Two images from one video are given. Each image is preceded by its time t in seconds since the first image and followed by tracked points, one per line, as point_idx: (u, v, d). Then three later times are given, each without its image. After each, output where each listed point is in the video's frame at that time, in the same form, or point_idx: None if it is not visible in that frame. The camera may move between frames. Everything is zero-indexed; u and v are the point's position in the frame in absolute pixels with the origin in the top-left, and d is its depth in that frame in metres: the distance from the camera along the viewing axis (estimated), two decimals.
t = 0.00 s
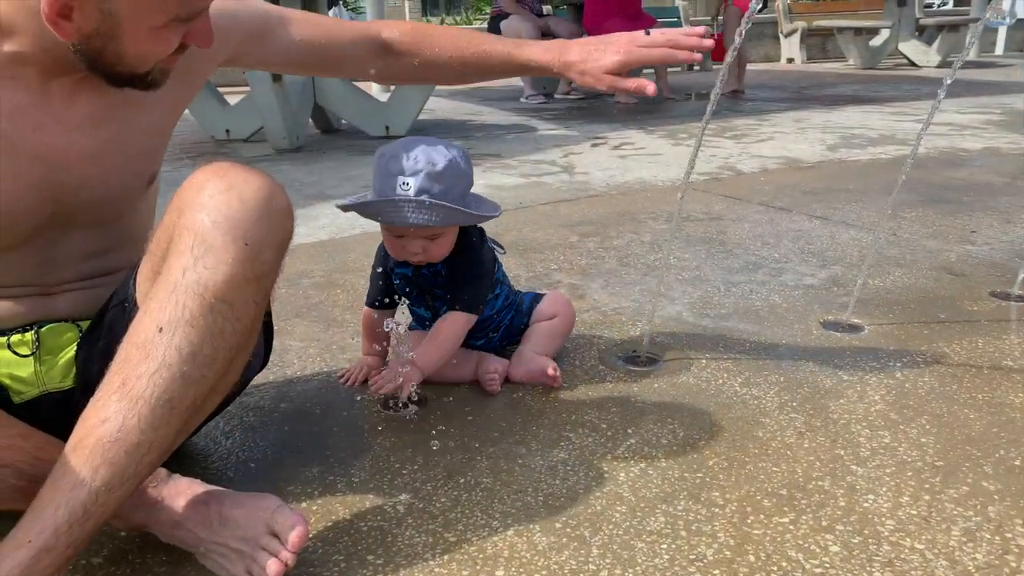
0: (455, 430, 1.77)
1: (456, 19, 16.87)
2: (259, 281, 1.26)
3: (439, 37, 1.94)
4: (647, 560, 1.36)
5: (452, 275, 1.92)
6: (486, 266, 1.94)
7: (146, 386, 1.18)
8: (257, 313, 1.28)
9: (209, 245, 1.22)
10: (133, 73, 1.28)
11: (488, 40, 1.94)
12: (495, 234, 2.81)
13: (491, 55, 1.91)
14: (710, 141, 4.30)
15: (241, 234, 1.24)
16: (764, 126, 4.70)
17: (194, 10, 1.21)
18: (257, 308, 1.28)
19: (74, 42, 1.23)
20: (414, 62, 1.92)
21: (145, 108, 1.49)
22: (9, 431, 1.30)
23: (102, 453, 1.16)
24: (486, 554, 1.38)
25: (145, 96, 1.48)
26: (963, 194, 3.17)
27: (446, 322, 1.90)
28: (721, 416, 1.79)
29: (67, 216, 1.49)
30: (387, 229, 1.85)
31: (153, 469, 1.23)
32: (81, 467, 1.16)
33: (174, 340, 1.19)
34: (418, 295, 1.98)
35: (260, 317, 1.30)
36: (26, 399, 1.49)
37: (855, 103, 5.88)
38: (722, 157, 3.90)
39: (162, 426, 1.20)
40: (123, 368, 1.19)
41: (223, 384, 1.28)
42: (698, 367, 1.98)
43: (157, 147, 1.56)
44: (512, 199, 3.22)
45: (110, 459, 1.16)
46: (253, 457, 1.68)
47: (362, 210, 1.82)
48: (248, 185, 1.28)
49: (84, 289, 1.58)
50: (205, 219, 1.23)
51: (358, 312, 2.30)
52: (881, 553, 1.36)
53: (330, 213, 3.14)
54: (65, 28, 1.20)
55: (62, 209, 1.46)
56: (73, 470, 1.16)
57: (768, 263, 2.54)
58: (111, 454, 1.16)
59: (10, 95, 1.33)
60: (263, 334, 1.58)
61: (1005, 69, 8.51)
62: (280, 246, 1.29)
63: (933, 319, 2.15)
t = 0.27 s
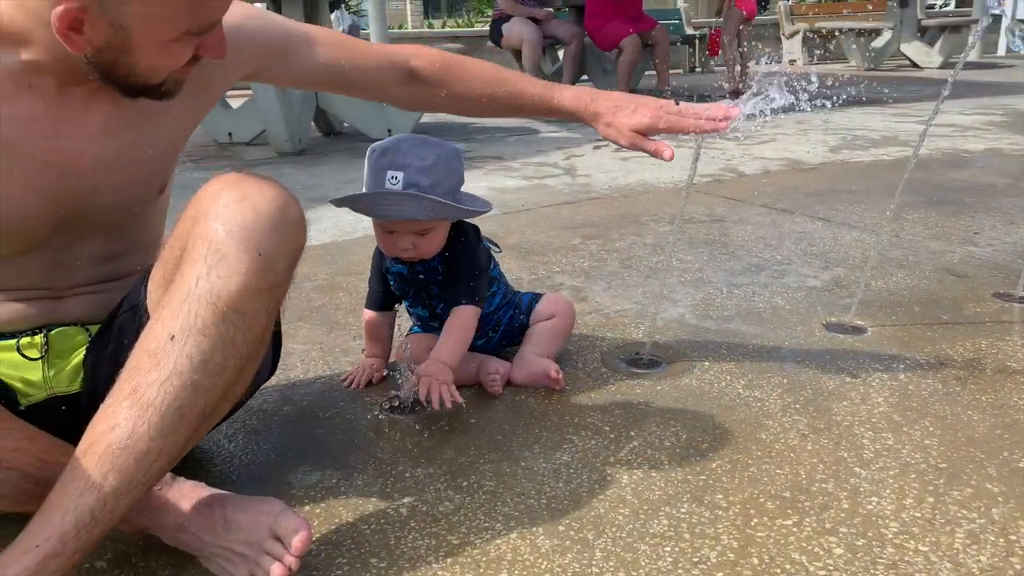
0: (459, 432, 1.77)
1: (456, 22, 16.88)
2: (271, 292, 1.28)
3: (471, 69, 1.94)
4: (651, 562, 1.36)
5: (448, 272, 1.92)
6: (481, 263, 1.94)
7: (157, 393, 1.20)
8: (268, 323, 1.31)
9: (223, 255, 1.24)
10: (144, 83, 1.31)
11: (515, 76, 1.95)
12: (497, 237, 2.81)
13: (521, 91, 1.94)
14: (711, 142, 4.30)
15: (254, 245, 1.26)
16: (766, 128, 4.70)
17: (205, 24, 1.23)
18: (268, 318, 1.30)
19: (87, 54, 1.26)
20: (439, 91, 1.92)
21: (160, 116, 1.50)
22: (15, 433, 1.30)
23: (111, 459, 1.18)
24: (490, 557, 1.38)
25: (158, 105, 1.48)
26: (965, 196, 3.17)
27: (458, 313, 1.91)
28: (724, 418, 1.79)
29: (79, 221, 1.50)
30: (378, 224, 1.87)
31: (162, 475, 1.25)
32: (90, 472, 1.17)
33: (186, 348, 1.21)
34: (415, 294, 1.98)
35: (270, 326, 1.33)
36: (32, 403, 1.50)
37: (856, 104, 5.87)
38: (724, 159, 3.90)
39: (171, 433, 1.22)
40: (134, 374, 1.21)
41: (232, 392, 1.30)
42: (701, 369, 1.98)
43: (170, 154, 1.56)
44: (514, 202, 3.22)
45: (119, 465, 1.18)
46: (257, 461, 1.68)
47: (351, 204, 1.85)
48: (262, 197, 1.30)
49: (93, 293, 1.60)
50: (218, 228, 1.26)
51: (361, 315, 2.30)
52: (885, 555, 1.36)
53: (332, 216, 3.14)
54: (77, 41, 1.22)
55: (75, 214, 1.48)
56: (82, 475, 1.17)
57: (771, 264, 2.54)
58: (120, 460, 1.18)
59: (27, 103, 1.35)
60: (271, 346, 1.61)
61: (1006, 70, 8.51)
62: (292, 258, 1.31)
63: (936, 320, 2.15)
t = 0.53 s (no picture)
0: (461, 435, 1.77)
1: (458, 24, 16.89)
2: (278, 297, 1.28)
3: (482, 86, 1.93)
4: (653, 564, 1.36)
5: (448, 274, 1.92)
6: (483, 264, 1.93)
7: (163, 398, 1.21)
8: (275, 328, 1.30)
9: (229, 260, 1.25)
10: (159, 85, 1.32)
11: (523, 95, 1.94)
12: (499, 239, 2.81)
13: (527, 111, 1.93)
14: (712, 144, 4.30)
15: (261, 250, 1.26)
16: (767, 129, 4.70)
17: (220, 23, 1.25)
18: (275, 323, 1.30)
19: (103, 57, 1.26)
20: (446, 106, 1.90)
21: (167, 119, 1.50)
22: (20, 436, 1.30)
23: (117, 463, 1.18)
24: (492, 559, 1.38)
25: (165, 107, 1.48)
26: (967, 197, 3.17)
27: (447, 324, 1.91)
28: (726, 420, 1.79)
29: (87, 222, 1.51)
30: (379, 224, 1.87)
31: (168, 479, 1.25)
32: (95, 476, 1.18)
33: (192, 353, 1.22)
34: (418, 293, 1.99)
35: (277, 332, 1.32)
36: (36, 405, 1.50)
37: (858, 105, 5.87)
38: (725, 160, 3.90)
39: (177, 438, 1.22)
40: (141, 379, 1.22)
41: (238, 397, 1.31)
42: (703, 371, 1.98)
43: (177, 158, 1.57)
44: (516, 204, 3.22)
45: (125, 469, 1.19)
46: (260, 464, 1.68)
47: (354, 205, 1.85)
48: (270, 203, 1.30)
49: (97, 297, 1.60)
50: (226, 233, 1.26)
51: (363, 318, 2.30)
52: (888, 556, 1.36)
53: (333, 218, 3.15)
54: (94, 45, 1.23)
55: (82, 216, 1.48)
56: (88, 478, 1.18)
57: (772, 266, 2.53)
58: (125, 464, 1.19)
59: (38, 105, 1.35)
60: (277, 352, 1.62)
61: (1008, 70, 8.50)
62: (298, 264, 1.31)
63: (937, 322, 2.15)
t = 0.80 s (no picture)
0: (461, 437, 1.78)
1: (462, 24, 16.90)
2: (279, 301, 1.29)
3: (483, 99, 1.92)
4: (652, 566, 1.36)
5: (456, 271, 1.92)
6: (488, 265, 1.92)
7: (164, 401, 1.21)
8: (276, 331, 1.31)
9: (230, 264, 1.25)
10: (157, 85, 1.32)
11: (524, 112, 1.93)
12: (499, 240, 2.81)
13: (525, 129, 1.93)
14: (714, 144, 4.30)
15: (262, 254, 1.27)
16: (770, 130, 4.69)
17: (216, 22, 1.26)
18: (275, 327, 1.30)
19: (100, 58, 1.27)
20: (444, 119, 1.91)
21: (167, 119, 1.51)
22: (19, 438, 1.31)
23: (118, 466, 1.19)
24: (491, 561, 1.38)
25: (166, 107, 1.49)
26: (969, 197, 3.16)
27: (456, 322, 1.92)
28: (726, 422, 1.79)
29: (88, 223, 1.51)
30: (380, 223, 1.88)
31: (168, 482, 1.26)
32: (96, 478, 1.19)
33: (193, 356, 1.22)
34: (421, 294, 1.99)
35: (277, 335, 1.33)
36: (35, 407, 1.51)
37: (861, 106, 5.86)
38: (727, 161, 3.89)
39: (178, 441, 1.23)
40: (141, 381, 1.22)
41: (238, 400, 1.31)
42: (703, 372, 1.98)
43: (178, 161, 1.57)
44: (517, 205, 3.22)
45: (125, 472, 1.19)
46: (260, 466, 1.69)
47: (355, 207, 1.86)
48: (271, 206, 1.31)
49: (97, 299, 1.61)
50: (228, 237, 1.27)
51: (363, 319, 2.30)
52: (888, 558, 1.35)
53: (335, 220, 3.15)
54: (92, 45, 1.24)
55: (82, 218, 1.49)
56: (88, 481, 1.19)
57: (773, 267, 2.53)
58: (126, 466, 1.19)
59: (39, 107, 1.36)
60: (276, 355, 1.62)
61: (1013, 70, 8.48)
62: (299, 268, 1.32)
63: (938, 323, 2.14)
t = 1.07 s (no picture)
0: (461, 438, 1.77)
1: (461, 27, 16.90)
2: (277, 302, 1.29)
3: (483, 102, 1.91)
4: (653, 568, 1.36)
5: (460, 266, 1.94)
6: (491, 258, 1.96)
7: (162, 402, 1.21)
8: (275, 332, 1.31)
9: (229, 264, 1.25)
10: (154, 89, 1.32)
11: (525, 115, 1.93)
12: (499, 242, 2.81)
13: (525, 132, 1.93)
14: (715, 146, 4.30)
15: (260, 254, 1.26)
16: (770, 131, 4.70)
17: (213, 25, 1.26)
18: (274, 327, 1.30)
19: (98, 62, 1.27)
20: (444, 121, 1.91)
21: (167, 120, 1.51)
22: (18, 441, 1.30)
23: (117, 467, 1.19)
24: (492, 563, 1.38)
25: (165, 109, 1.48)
26: (970, 198, 3.16)
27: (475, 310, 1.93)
28: (727, 423, 1.79)
29: (87, 225, 1.51)
30: (381, 223, 1.88)
31: (167, 483, 1.25)
32: (95, 480, 1.18)
33: (192, 357, 1.22)
34: (422, 292, 1.99)
35: (276, 335, 1.33)
36: (35, 410, 1.51)
37: (861, 106, 5.86)
38: (727, 162, 3.89)
39: (177, 442, 1.23)
40: (140, 383, 1.22)
41: (238, 401, 1.31)
42: (703, 373, 1.98)
43: (178, 161, 1.57)
44: (517, 207, 3.22)
45: (124, 473, 1.19)
46: (260, 468, 1.69)
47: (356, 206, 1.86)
48: (269, 206, 1.31)
49: (97, 300, 1.61)
50: (226, 238, 1.27)
51: (363, 321, 2.30)
52: (889, 559, 1.35)
53: (335, 221, 3.15)
54: (89, 49, 1.24)
55: (79, 219, 1.49)
56: (87, 484, 1.18)
57: (774, 268, 2.53)
58: (125, 468, 1.19)
59: (39, 109, 1.36)
60: (277, 354, 1.63)
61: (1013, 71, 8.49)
62: (298, 267, 1.32)
63: (940, 323, 2.14)
